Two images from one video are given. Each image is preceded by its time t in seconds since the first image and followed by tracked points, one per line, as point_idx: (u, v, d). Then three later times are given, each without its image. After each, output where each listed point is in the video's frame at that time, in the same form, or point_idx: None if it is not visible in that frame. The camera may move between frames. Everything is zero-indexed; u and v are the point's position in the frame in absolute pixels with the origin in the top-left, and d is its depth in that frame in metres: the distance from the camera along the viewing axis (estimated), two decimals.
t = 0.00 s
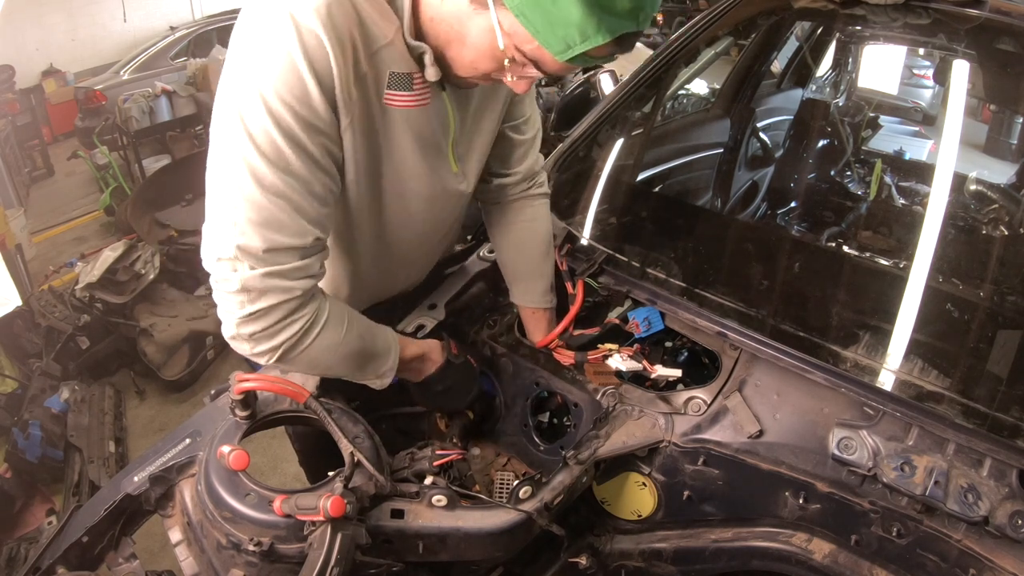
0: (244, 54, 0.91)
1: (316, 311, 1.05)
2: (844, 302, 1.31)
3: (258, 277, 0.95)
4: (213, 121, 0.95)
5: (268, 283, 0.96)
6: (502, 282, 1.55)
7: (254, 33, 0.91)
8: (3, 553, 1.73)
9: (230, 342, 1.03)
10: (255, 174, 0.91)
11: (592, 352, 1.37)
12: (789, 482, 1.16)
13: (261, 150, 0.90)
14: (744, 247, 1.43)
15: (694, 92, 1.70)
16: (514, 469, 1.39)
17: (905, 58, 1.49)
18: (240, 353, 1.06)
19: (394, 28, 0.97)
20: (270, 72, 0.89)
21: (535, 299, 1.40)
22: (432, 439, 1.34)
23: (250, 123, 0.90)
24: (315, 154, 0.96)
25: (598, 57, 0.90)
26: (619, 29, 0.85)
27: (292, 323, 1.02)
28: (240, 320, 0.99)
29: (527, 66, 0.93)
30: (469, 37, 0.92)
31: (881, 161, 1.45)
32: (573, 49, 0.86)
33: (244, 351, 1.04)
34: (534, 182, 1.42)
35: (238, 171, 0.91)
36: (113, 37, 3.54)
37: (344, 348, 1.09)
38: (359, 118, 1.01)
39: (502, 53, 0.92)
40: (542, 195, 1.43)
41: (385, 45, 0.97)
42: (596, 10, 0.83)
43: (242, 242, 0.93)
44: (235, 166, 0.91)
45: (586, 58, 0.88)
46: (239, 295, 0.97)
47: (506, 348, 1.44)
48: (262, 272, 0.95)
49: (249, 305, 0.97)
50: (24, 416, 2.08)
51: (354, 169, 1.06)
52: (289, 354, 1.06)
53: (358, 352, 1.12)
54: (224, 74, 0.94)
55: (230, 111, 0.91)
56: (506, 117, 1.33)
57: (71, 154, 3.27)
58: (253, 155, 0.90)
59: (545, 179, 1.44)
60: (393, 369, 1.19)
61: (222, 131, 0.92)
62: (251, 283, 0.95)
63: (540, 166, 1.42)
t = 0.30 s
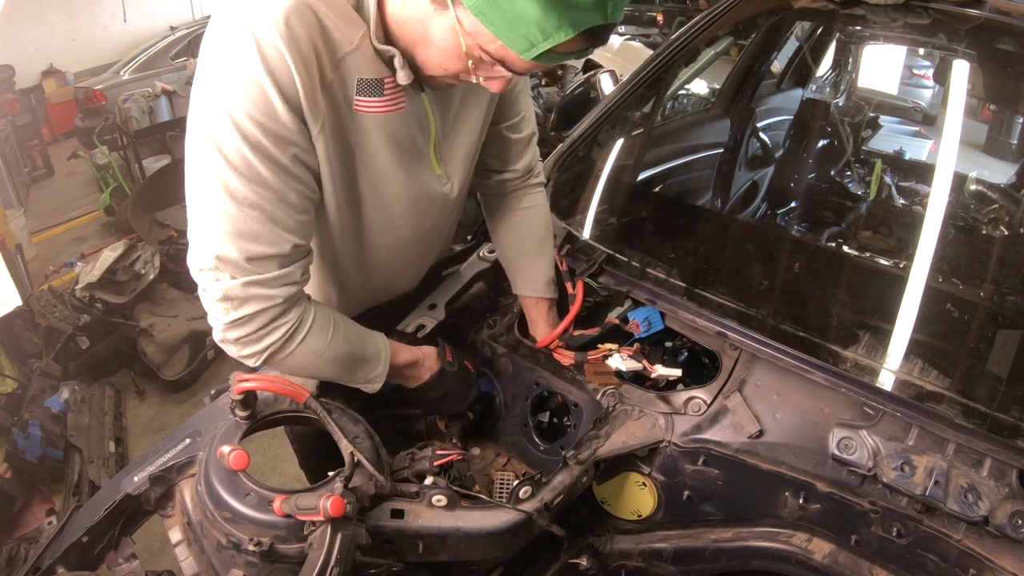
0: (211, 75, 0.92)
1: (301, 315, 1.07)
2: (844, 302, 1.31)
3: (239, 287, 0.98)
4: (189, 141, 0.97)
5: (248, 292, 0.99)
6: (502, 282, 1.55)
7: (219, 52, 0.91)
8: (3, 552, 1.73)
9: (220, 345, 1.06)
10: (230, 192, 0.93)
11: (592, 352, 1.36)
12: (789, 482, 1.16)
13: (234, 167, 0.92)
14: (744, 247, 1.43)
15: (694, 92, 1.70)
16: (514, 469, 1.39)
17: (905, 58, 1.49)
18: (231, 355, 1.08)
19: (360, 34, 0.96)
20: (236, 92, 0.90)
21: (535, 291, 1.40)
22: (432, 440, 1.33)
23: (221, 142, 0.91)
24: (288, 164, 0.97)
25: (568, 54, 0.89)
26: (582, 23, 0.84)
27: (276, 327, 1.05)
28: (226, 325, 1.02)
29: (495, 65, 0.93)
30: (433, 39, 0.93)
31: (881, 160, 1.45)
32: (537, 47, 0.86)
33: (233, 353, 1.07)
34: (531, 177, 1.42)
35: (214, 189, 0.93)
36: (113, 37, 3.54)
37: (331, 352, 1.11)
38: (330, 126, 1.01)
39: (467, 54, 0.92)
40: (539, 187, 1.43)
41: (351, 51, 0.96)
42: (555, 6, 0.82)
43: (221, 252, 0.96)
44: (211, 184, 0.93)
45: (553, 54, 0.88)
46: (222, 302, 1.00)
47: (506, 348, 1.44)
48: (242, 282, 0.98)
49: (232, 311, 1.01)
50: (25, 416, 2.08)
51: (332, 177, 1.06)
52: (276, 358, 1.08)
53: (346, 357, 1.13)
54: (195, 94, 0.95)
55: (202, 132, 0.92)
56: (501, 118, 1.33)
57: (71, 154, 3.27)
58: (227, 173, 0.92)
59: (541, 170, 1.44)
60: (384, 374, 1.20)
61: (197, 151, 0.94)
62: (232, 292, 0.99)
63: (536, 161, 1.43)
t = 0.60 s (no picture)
0: (206, 87, 0.92)
1: (299, 318, 1.09)
2: (844, 302, 1.31)
3: (237, 294, 1.00)
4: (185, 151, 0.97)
5: (246, 299, 1.01)
6: (502, 282, 1.55)
7: (213, 65, 0.91)
8: (3, 552, 1.73)
9: (220, 349, 1.08)
10: (226, 202, 0.94)
11: (592, 352, 1.36)
12: (789, 482, 1.16)
13: (230, 178, 0.93)
14: (744, 247, 1.43)
15: (693, 92, 1.70)
16: (514, 469, 1.39)
17: (905, 58, 1.49)
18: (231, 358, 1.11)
19: (355, 44, 0.96)
20: (230, 105, 0.90)
21: (536, 292, 1.40)
22: (433, 440, 1.32)
23: (217, 154, 0.92)
24: (284, 174, 0.98)
25: (568, 63, 0.89)
26: (582, 33, 0.84)
27: (275, 331, 1.07)
28: (226, 331, 1.04)
29: (494, 74, 0.93)
30: (432, 48, 0.92)
31: (881, 160, 1.45)
32: (536, 57, 0.86)
33: (233, 357, 1.09)
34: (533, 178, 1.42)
35: (210, 201, 0.95)
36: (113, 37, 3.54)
37: (330, 351, 1.13)
38: (325, 136, 1.01)
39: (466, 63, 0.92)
40: (541, 187, 1.43)
41: (346, 62, 0.96)
42: (554, 16, 0.82)
43: (218, 261, 0.98)
44: (208, 195, 0.95)
45: (552, 64, 0.88)
46: (221, 309, 1.02)
47: (506, 348, 1.44)
48: (240, 290, 1.00)
49: (232, 317, 1.03)
50: (25, 416, 2.08)
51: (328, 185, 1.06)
52: (275, 360, 1.10)
53: (344, 354, 1.15)
54: (191, 105, 0.95)
55: (198, 144, 0.93)
56: (503, 121, 1.33)
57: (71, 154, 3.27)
58: (223, 185, 0.93)
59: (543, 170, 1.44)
60: (383, 367, 1.21)
61: (194, 162, 0.95)
62: (230, 299, 1.01)
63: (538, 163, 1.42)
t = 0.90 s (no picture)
0: (201, 103, 0.93)
1: (300, 329, 1.09)
2: (844, 302, 1.31)
3: (237, 306, 1.01)
4: (185, 164, 0.99)
5: (246, 311, 1.02)
6: (502, 282, 1.55)
7: (207, 80, 0.92)
8: (3, 552, 1.73)
9: (224, 362, 1.10)
10: (224, 215, 0.96)
11: (592, 352, 1.36)
12: (789, 482, 1.16)
13: (226, 191, 0.94)
14: (744, 247, 1.43)
15: (694, 92, 1.70)
16: (514, 469, 1.39)
17: (905, 58, 1.49)
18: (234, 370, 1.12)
19: (346, 54, 0.96)
20: (223, 121, 0.91)
21: (536, 291, 1.40)
22: (433, 440, 1.32)
23: (213, 168, 0.94)
24: (280, 185, 0.99)
25: (561, 70, 0.89)
26: (574, 42, 0.84)
27: (276, 343, 1.07)
28: (228, 344, 1.06)
29: (486, 82, 0.92)
30: (424, 56, 0.92)
31: (881, 161, 1.45)
32: (528, 66, 0.86)
33: (235, 368, 1.10)
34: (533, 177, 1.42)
35: (209, 214, 0.96)
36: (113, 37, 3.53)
37: (332, 360, 1.13)
38: (319, 147, 1.01)
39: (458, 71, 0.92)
40: (540, 186, 1.43)
41: (336, 73, 0.96)
42: (545, 26, 0.82)
43: (218, 273, 0.99)
44: (206, 209, 0.96)
45: (545, 72, 0.88)
46: (222, 322, 1.03)
47: (506, 348, 1.44)
48: (240, 302, 1.01)
49: (233, 330, 1.04)
50: (25, 416, 2.08)
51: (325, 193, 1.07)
52: (278, 370, 1.11)
53: (348, 360, 1.15)
54: (188, 119, 0.97)
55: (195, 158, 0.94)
56: (500, 123, 1.33)
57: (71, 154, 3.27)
58: (220, 198, 0.95)
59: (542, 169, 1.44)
60: (386, 370, 1.21)
61: (193, 175, 0.97)
62: (230, 312, 1.02)
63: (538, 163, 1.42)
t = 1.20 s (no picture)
0: (196, 93, 0.94)
1: (300, 321, 1.09)
2: (844, 302, 1.31)
3: (235, 297, 1.01)
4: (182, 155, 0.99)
5: (244, 301, 1.02)
6: (502, 282, 1.55)
7: (202, 70, 0.93)
8: (3, 552, 1.73)
9: (223, 353, 1.10)
10: (221, 207, 0.96)
11: (592, 353, 1.37)
12: (789, 482, 1.16)
13: (223, 182, 0.95)
14: (744, 247, 1.43)
15: (694, 92, 1.70)
16: (514, 469, 1.39)
17: (905, 58, 1.49)
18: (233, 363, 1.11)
19: (340, 44, 0.95)
20: (219, 111, 0.91)
21: (536, 290, 1.41)
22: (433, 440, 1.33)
23: (210, 159, 0.94)
24: (276, 175, 0.99)
25: (553, 57, 0.89)
26: (567, 26, 0.83)
27: (276, 334, 1.07)
28: (226, 335, 1.05)
29: (480, 71, 0.92)
30: (419, 47, 0.92)
31: (881, 160, 1.45)
32: (521, 52, 0.85)
33: (235, 360, 1.10)
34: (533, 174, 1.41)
35: (207, 206, 0.96)
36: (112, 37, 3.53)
37: (332, 356, 1.13)
38: (315, 137, 1.01)
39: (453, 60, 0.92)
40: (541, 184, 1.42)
41: (331, 63, 0.96)
42: (536, 10, 0.81)
43: (215, 263, 0.99)
44: (204, 201, 0.96)
45: (538, 59, 0.87)
46: (220, 313, 1.03)
47: (506, 348, 1.44)
48: (238, 292, 1.01)
49: (231, 320, 1.04)
50: (25, 416, 2.08)
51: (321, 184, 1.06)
52: (277, 364, 1.11)
53: (348, 358, 1.15)
54: (184, 111, 0.97)
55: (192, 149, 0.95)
56: (499, 117, 1.33)
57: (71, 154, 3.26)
58: (217, 189, 0.95)
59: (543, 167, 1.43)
60: (387, 373, 1.21)
61: (190, 166, 0.97)
62: (229, 302, 1.02)
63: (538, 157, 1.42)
